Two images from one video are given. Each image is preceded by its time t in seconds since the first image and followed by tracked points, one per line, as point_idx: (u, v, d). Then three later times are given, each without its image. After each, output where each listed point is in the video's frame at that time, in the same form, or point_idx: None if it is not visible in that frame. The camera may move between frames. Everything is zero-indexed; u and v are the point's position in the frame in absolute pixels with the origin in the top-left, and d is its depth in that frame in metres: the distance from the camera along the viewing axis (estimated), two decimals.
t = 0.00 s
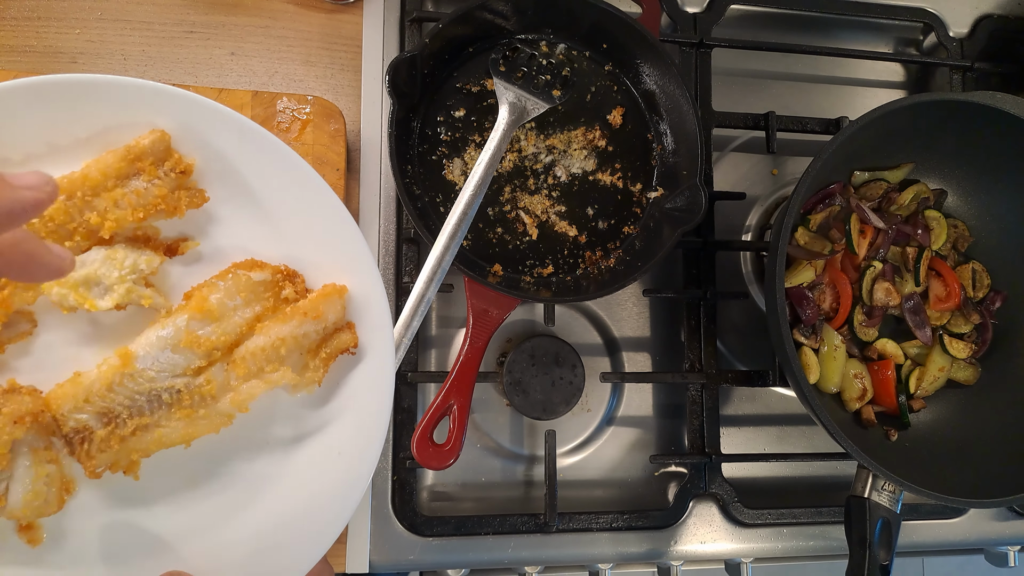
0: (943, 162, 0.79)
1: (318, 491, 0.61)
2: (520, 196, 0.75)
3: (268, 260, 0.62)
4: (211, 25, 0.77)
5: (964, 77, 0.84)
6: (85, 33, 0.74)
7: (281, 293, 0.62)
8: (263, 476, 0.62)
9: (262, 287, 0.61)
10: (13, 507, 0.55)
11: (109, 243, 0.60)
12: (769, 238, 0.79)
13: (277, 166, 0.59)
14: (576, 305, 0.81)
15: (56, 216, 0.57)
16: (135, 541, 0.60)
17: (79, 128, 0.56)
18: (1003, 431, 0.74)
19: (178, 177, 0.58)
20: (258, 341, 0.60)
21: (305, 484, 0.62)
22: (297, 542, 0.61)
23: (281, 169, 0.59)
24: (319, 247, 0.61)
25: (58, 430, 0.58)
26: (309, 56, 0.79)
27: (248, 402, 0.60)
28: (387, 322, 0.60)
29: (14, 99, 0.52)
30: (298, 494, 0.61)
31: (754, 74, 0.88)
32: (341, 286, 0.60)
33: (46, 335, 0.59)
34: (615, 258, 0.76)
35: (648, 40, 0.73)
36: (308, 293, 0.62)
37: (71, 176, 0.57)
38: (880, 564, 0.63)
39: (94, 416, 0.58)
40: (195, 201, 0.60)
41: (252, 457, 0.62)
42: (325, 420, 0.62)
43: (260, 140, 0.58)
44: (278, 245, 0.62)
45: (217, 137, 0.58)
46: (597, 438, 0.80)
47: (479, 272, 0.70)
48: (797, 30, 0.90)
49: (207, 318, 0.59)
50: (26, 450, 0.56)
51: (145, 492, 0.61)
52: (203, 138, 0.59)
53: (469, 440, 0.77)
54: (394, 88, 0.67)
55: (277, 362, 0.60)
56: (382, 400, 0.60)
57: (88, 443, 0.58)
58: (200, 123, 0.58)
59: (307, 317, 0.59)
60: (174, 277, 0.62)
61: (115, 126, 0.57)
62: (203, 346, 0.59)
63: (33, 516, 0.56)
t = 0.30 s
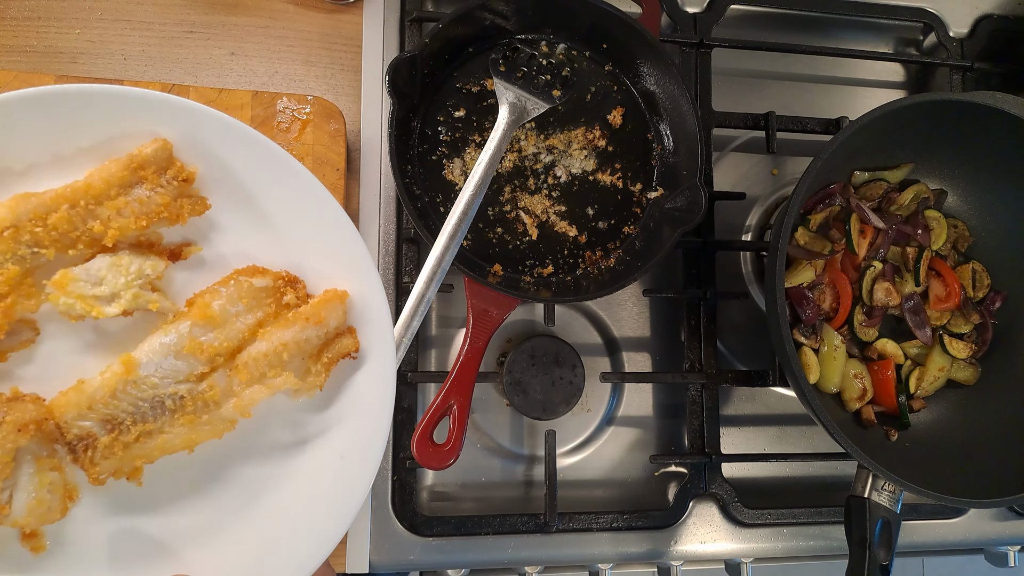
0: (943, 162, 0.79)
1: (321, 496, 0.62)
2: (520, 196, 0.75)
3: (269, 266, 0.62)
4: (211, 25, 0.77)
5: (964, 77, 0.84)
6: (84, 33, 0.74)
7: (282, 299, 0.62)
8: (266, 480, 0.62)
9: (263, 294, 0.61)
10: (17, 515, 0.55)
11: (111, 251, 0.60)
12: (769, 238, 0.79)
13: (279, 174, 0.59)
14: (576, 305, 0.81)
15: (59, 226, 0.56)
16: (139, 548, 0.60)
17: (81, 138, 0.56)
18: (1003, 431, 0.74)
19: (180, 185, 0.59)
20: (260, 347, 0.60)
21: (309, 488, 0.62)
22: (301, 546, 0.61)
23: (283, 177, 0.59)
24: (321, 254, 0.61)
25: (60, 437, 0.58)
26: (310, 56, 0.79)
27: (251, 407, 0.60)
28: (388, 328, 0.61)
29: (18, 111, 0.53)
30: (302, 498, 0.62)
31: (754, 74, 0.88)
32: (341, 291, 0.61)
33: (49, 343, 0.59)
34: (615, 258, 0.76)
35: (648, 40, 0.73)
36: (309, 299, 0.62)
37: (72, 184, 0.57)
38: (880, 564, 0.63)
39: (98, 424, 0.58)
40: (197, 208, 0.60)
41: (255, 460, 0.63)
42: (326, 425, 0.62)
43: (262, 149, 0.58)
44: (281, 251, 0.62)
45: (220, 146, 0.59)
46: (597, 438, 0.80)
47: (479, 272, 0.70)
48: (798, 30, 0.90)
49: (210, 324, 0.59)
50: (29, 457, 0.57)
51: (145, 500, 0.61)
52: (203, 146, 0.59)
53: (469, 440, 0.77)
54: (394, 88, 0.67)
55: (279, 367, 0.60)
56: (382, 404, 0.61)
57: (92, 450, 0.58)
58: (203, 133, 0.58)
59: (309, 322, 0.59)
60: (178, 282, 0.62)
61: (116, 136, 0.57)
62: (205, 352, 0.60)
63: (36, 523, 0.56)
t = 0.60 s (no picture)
0: (942, 162, 0.79)
1: (336, 492, 0.61)
2: (520, 196, 0.75)
3: (285, 267, 0.62)
4: (211, 25, 0.77)
5: (963, 77, 0.84)
6: (85, 33, 0.74)
7: (299, 300, 0.62)
8: (281, 474, 0.62)
9: (280, 294, 0.61)
10: (42, 508, 0.56)
11: (135, 252, 0.59)
12: (769, 238, 0.79)
13: (297, 176, 0.59)
14: (575, 305, 0.81)
15: (85, 227, 0.56)
16: (156, 540, 0.60)
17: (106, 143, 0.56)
18: (1002, 431, 0.74)
19: (202, 189, 0.58)
20: (278, 346, 0.60)
21: (324, 483, 0.62)
22: (315, 542, 0.61)
23: (301, 179, 0.59)
24: (336, 255, 0.61)
25: (84, 432, 0.58)
26: (309, 56, 0.79)
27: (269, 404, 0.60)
28: (401, 329, 0.60)
29: (44, 117, 0.53)
30: (317, 493, 0.62)
31: (754, 74, 0.88)
32: (356, 292, 0.61)
33: (74, 340, 0.60)
34: (615, 258, 0.76)
35: (648, 39, 0.73)
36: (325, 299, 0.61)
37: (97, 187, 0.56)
38: (880, 564, 0.63)
39: (121, 419, 0.58)
40: (217, 212, 0.60)
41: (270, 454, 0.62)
42: (341, 421, 0.62)
43: (280, 151, 0.58)
44: (297, 253, 0.62)
45: (239, 150, 0.58)
46: (597, 438, 0.80)
47: (479, 272, 0.70)
48: (797, 30, 0.90)
49: (229, 324, 0.59)
50: (54, 451, 0.57)
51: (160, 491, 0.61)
52: (217, 148, 0.58)
53: (469, 440, 0.77)
54: (394, 88, 0.67)
55: (295, 365, 0.60)
56: (395, 402, 0.61)
57: (114, 445, 0.58)
58: (223, 138, 0.58)
59: (325, 322, 0.59)
60: (199, 282, 0.62)
61: (140, 140, 0.57)
62: (225, 350, 0.60)
63: (59, 517, 0.56)
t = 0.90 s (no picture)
0: (943, 162, 0.79)
1: (326, 464, 0.61)
2: (520, 196, 0.75)
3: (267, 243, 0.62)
4: (211, 25, 0.77)
5: (963, 77, 0.84)
6: (84, 33, 0.74)
7: (280, 275, 0.62)
8: (272, 447, 0.62)
9: (262, 270, 0.61)
10: (35, 487, 0.56)
11: (115, 232, 0.60)
12: (769, 238, 0.79)
13: (273, 151, 0.59)
14: (575, 305, 0.81)
15: (64, 208, 0.57)
16: (151, 515, 0.60)
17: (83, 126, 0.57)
18: (1003, 431, 0.74)
19: (178, 167, 0.59)
20: (260, 320, 0.60)
21: (314, 455, 0.61)
22: (306, 515, 0.60)
23: (277, 155, 0.59)
24: (317, 228, 0.61)
25: (73, 412, 0.59)
26: (310, 56, 0.79)
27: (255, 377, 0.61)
28: (382, 303, 0.61)
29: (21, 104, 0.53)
30: (307, 466, 0.61)
31: (754, 74, 0.88)
32: (337, 265, 0.60)
33: (60, 321, 0.60)
34: (615, 258, 0.76)
35: (648, 39, 0.73)
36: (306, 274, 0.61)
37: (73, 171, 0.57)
38: (880, 565, 0.63)
39: (109, 397, 0.58)
40: (195, 189, 0.60)
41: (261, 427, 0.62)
42: (329, 395, 0.62)
43: (258, 130, 0.58)
44: (278, 229, 0.62)
45: (216, 127, 0.59)
46: (597, 438, 0.80)
47: (479, 272, 0.70)
48: (797, 30, 0.90)
49: (212, 301, 0.59)
50: (44, 431, 0.57)
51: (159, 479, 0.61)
52: (195, 128, 0.59)
53: (469, 440, 0.77)
54: (394, 88, 0.67)
55: (279, 339, 0.60)
56: (381, 372, 0.60)
57: (104, 423, 0.58)
58: (199, 116, 0.58)
59: (306, 295, 0.59)
60: (180, 260, 0.62)
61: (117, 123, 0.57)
62: (209, 326, 0.60)
63: (53, 495, 0.57)
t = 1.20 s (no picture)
0: (943, 162, 0.79)
1: (335, 466, 0.61)
2: (520, 196, 0.75)
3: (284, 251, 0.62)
4: (211, 25, 0.77)
5: (964, 77, 0.84)
6: (84, 33, 0.74)
7: (297, 282, 0.62)
8: (281, 448, 0.62)
9: (279, 277, 0.61)
10: (47, 483, 0.56)
11: (138, 237, 0.59)
12: (769, 238, 0.79)
13: (293, 162, 0.59)
14: (575, 305, 0.81)
15: (91, 212, 0.56)
16: (159, 513, 0.60)
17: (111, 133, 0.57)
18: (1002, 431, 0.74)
19: (203, 175, 0.59)
20: (277, 325, 0.60)
21: (322, 456, 0.62)
22: (313, 516, 0.61)
23: (298, 167, 0.59)
24: (333, 237, 0.61)
25: (90, 409, 0.59)
26: (309, 56, 0.79)
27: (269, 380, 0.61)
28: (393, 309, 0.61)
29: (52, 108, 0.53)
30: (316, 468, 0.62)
31: (754, 75, 0.88)
32: (352, 274, 0.61)
33: (80, 321, 0.60)
34: (615, 258, 0.76)
35: (649, 40, 0.73)
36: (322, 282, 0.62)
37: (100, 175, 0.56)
38: (880, 565, 0.63)
39: (126, 396, 0.58)
40: (218, 197, 0.60)
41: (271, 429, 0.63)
42: (339, 398, 0.62)
43: (278, 140, 0.58)
44: (294, 235, 0.62)
45: (237, 136, 0.58)
46: (597, 438, 0.80)
47: (479, 272, 0.70)
48: (798, 30, 0.90)
49: (229, 305, 0.60)
50: (60, 428, 0.57)
51: (168, 476, 0.61)
52: (217, 137, 0.58)
53: (469, 440, 0.77)
54: (394, 88, 0.67)
55: (293, 344, 0.61)
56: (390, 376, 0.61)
57: (120, 421, 0.59)
58: (223, 125, 0.58)
59: (322, 302, 0.59)
60: (199, 265, 0.62)
61: (144, 129, 0.57)
62: (225, 330, 0.60)
63: (65, 492, 0.57)
